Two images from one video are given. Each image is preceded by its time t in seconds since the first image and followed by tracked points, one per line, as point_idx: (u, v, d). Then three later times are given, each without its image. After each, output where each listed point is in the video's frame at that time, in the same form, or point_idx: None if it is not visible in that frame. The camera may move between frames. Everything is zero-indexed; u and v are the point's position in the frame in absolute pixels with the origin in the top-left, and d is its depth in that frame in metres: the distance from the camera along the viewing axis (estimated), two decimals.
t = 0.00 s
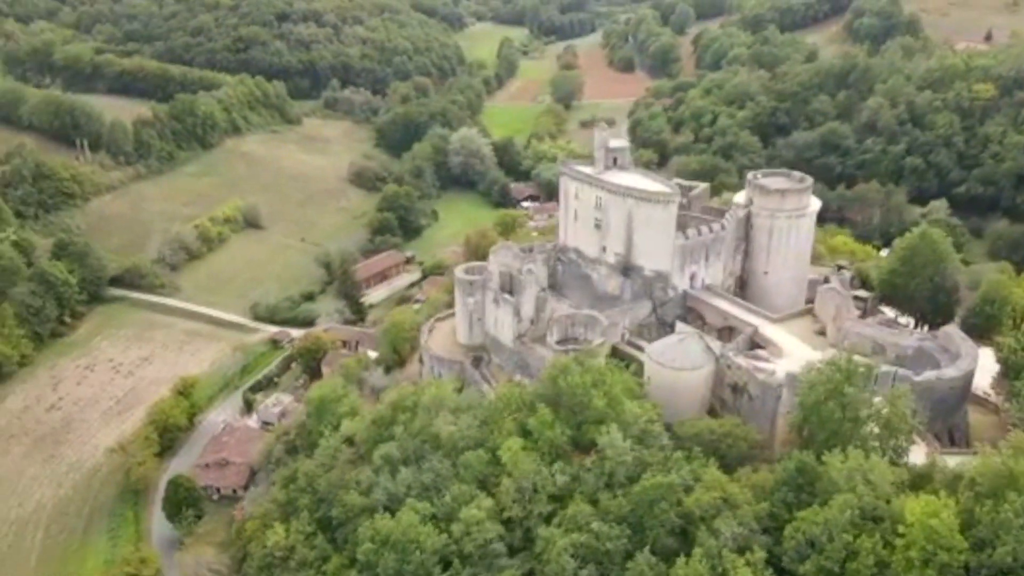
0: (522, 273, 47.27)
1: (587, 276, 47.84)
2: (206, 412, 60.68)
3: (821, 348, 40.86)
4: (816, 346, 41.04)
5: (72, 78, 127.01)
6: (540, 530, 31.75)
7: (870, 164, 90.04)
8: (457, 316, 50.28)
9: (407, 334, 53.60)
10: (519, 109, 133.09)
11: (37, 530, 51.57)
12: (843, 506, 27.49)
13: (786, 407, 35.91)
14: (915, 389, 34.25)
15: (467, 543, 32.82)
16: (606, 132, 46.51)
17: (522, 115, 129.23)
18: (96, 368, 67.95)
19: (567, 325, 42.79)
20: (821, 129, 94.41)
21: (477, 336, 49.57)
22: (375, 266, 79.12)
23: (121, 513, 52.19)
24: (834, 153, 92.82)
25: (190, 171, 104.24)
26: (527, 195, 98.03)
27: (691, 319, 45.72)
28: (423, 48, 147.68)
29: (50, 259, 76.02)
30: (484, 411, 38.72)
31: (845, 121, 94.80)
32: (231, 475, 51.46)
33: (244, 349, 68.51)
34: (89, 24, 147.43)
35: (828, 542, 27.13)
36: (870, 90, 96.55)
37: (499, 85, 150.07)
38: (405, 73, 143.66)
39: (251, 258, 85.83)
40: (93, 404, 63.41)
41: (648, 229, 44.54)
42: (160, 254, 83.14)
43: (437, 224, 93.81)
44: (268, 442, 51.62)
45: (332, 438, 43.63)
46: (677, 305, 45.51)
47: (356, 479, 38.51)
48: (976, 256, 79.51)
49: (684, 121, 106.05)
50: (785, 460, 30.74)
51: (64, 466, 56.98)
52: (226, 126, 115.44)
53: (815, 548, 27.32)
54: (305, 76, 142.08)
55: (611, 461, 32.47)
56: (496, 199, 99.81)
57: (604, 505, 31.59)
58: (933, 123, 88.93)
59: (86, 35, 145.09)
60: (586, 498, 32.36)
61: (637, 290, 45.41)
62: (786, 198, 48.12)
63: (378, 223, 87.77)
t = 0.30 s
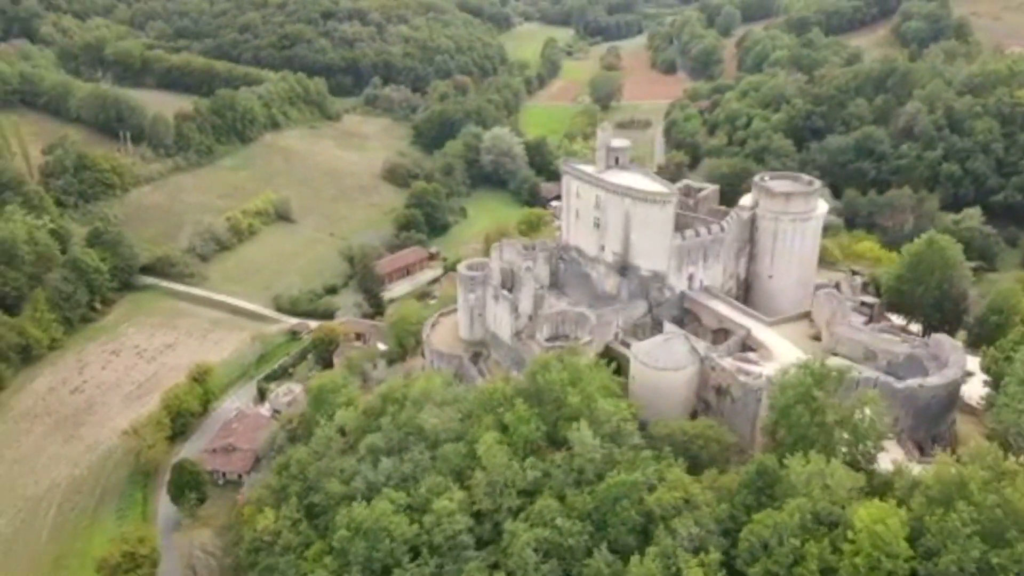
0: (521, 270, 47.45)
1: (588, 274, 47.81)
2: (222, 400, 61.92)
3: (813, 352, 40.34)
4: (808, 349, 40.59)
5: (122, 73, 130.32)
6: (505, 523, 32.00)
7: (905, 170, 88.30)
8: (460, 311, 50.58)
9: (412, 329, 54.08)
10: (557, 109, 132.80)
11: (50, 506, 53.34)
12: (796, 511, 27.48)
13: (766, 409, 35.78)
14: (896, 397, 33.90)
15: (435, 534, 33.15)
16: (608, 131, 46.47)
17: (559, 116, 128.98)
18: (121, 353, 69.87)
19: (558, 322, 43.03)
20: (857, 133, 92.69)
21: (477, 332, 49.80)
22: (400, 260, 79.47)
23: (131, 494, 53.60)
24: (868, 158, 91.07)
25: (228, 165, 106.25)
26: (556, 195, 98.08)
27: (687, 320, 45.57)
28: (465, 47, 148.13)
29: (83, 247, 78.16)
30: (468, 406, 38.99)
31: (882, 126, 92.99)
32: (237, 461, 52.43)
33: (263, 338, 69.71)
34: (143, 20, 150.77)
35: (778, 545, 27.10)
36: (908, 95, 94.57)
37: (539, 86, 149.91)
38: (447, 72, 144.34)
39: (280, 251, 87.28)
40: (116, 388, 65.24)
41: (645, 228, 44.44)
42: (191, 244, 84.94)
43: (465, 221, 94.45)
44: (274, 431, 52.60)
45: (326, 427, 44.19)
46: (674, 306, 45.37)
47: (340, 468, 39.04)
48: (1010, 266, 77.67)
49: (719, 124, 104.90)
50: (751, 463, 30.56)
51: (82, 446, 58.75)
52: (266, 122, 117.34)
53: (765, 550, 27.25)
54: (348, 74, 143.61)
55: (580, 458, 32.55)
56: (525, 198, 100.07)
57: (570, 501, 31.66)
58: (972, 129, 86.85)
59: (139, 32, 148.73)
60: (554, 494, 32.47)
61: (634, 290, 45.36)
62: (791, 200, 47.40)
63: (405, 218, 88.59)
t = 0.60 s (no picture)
0: (520, 267, 47.37)
1: (587, 273, 47.66)
2: (235, 388, 62.79)
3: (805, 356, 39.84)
4: (801, 354, 40.09)
5: (169, 67, 132.86)
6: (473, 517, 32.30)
7: (940, 175, 86.46)
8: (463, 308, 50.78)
9: (417, 323, 54.52)
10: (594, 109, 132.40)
11: (65, 485, 54.97)
12: (748, 514, 27.64)
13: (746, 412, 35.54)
14: (874, 403, 34.13)
15: (406, 525, 33.49)
16: (609, 130, 46.37)
17: (596, 116, 128.53)
18: (145, 339, 71.64)
19: (548, 320, 43.79)
20: (892, 137, 90.88)
21: (479, 328, 49.71)
22: (420, 257, 80.06)
23: (142, 476, 55.03)
24: (903, 163, 89.27)
25: (264, 160, 108.00)
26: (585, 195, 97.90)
27: (683, 322, 45.32)
28: (506, 45, 147.79)
29: (115, 235, 80.15)
30: (452, 400, 39.32)
31: (919, 130, 91.07)
32: (243, 448, 53.29)
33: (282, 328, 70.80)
34: (192, 17, 151.08)
35: (724, 550, 27.27)
36: (948, 99, 92.47)
37: (579, 86, 149.54)
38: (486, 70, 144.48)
39: (307, 244, 88.56)
40: (137, 373, 67.01)
41: (642, 228, 44.31)
42: (221, 236, 86.66)
43: (493, 218, 94.89)
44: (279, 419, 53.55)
45: (321, 417, 44.85)
46: (670, 307, 45.13)
47: (325, 456, 39.56)
48: None
49: (754, 126, 103.50)
50: (714, 466, 30.72)
51: (100, 429, 60.40)
52: (303, 118, 118.91)
53: (715, 554, 27.43)
54: (389, 72, 144.77)
55: (550, 455, 32.73)
56: (554, 197, 100.06)
57: (536, 497, 31.81)
58: (1011, 135, 84.82)
59: (188, 27, 148.78)
60: (522, 490, 32.65)
61: (630, 290, 45.24)
62: (795, 204, 46.63)
63: (432, 214, 89.30)
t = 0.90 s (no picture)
0: (522, 265, 47.01)
1: (587, 272, 47.47)
2: (249, 377, 63.82)
3: (796, 363, 39.36)
4: (791, 360, 39.68)
5: (215, 63, 135.30)
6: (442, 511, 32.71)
7: (977, 182, 84.43)
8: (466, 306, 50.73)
9: (423, 318, 54.99)
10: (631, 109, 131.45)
11: (79, 466, 56.54)
12: (695, 518, 28.00)
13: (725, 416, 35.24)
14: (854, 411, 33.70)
15: (379, 517, 33.88)
16: (611, 130, 46.44)
17: (632, 116, 127.63)
18: (170, 328, 73.29)
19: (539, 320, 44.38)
20: (929, 142, 88.85)
21: (481, 326, 49.12)
22: (442, 253, 80.52)
23: (153, 460, 56.42)
24: (939, 169, 87.20)
25: (300, 155, 109.60)
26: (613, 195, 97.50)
27: (679, 324, 45.09)
28: (547, 45, 147.55)
29: (147, 225, 82.08)
30: (437, 394, 39.50)
31: (958, 136, 89.00)
32: (250, 436, 54.14)
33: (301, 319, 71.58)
34: (241, 14, 153.74)
35: (673, 552, 27.48)
36: (989, 104, 90.22)
37: (619, 86, 148.60)
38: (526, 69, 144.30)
39: (335, 238, 89.68)
40: (159, 359, 68.67)
41: (639, 229, 44.18)
42: (251, 229, 88.17)
43: (521, 216, 95.05)
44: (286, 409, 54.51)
45: (317, 407, 45.53)
46: (666, 308, 44.93)
47: (313, 445, 40.04)
48: None
49: (789, 129, 101.82)
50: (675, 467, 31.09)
51: (119, 414, 62.00)
52: (340, 114, 120.24)
53: (665, 555, 27.59)
54: (430, 70, 145.68)
55: (520, 453, 32.99)
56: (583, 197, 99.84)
57: (503, 492, 32.24)
58: None
59: (237, 24, 151.11)
60: (492, 487, 32.96)
61: (627, 290, 45.14)
62: (800, 207, 45.77)
63: (459, 211, 89.84)
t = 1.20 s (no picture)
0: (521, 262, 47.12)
1: (587, 271, 47.36)
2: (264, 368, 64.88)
3: (786, 369, 38.92)
4: (781, 365, 39.40)
5: (257, 59, 137.17)
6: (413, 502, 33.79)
7: (1014, 190, 82.44)
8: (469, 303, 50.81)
9: (430, 313, 55.43)
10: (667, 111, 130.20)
11: (94, 448, 58.09)
12: (642, 519, 29.92)
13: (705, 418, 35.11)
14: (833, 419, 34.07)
15: (354, 507, 34.46)
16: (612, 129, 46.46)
17: (668, 118, 126.40)
18: (193, 317, 74.79)
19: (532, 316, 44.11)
20: (966, 148, 86.82)
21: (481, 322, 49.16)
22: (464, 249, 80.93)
23: (164, 444, 57.85)
24: (975, 175, 85.17)
25: (334, 151, 110.90)
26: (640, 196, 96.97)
27: (675, 326, 44.92)
28: (587, 45, 147.02)
29: (177, 216, 83.69)
30: (424, 387, 39.91)
31: (996, 143, 86.93)
32: (255, 425, 54.91)
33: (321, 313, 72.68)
34: (287, 12, 155.86)
35: (620, 552, 29.31)
36: None
37: (658, 87, 147.16)
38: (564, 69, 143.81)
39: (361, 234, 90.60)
40: (180, 348, 70.12)
41: (635, 228, 44.08)
42: (279, 223, 89.26)
43: (548, 216, 95.11)
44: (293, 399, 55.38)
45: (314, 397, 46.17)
46: (662, 309, 44.83)
47: (301, 433, 40.47)
48: None
49: (824, 132, 100.07)
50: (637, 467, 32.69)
51: (138, 399, 63.43)
52: (376, 111, 121.27)
53: (614, 555, 29.43)
54: (469, 69, 146.22)
55: (490, 449, 34.02)
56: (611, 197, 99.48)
57: (469, 485, 33.53)
58: None
59: (282, 22, 153.15)
60: (464, 482, 33.83)
61: (624, 290, 45.07)
62: (804, 211, 45.06)
63: (485, 209, 90.27)
